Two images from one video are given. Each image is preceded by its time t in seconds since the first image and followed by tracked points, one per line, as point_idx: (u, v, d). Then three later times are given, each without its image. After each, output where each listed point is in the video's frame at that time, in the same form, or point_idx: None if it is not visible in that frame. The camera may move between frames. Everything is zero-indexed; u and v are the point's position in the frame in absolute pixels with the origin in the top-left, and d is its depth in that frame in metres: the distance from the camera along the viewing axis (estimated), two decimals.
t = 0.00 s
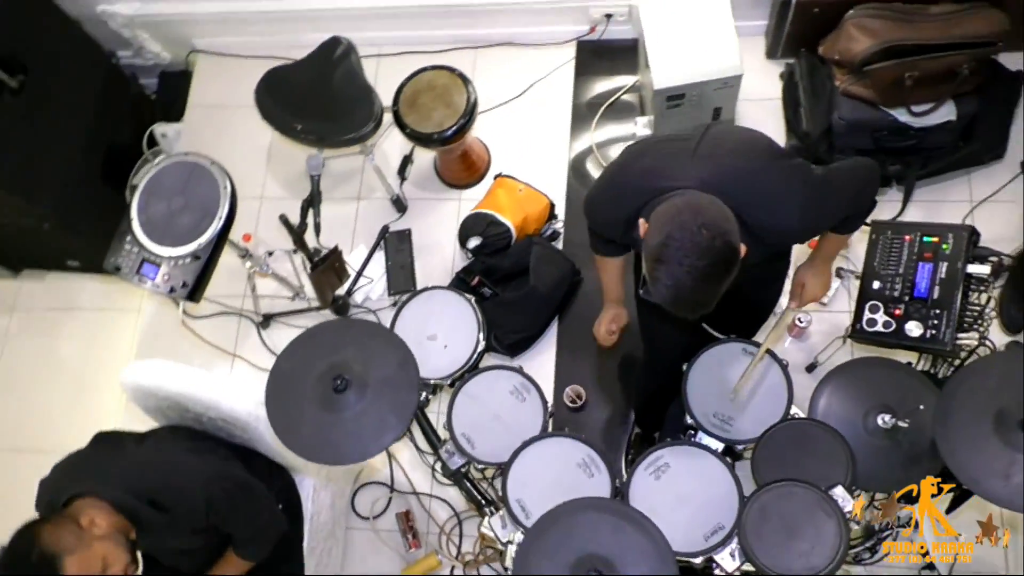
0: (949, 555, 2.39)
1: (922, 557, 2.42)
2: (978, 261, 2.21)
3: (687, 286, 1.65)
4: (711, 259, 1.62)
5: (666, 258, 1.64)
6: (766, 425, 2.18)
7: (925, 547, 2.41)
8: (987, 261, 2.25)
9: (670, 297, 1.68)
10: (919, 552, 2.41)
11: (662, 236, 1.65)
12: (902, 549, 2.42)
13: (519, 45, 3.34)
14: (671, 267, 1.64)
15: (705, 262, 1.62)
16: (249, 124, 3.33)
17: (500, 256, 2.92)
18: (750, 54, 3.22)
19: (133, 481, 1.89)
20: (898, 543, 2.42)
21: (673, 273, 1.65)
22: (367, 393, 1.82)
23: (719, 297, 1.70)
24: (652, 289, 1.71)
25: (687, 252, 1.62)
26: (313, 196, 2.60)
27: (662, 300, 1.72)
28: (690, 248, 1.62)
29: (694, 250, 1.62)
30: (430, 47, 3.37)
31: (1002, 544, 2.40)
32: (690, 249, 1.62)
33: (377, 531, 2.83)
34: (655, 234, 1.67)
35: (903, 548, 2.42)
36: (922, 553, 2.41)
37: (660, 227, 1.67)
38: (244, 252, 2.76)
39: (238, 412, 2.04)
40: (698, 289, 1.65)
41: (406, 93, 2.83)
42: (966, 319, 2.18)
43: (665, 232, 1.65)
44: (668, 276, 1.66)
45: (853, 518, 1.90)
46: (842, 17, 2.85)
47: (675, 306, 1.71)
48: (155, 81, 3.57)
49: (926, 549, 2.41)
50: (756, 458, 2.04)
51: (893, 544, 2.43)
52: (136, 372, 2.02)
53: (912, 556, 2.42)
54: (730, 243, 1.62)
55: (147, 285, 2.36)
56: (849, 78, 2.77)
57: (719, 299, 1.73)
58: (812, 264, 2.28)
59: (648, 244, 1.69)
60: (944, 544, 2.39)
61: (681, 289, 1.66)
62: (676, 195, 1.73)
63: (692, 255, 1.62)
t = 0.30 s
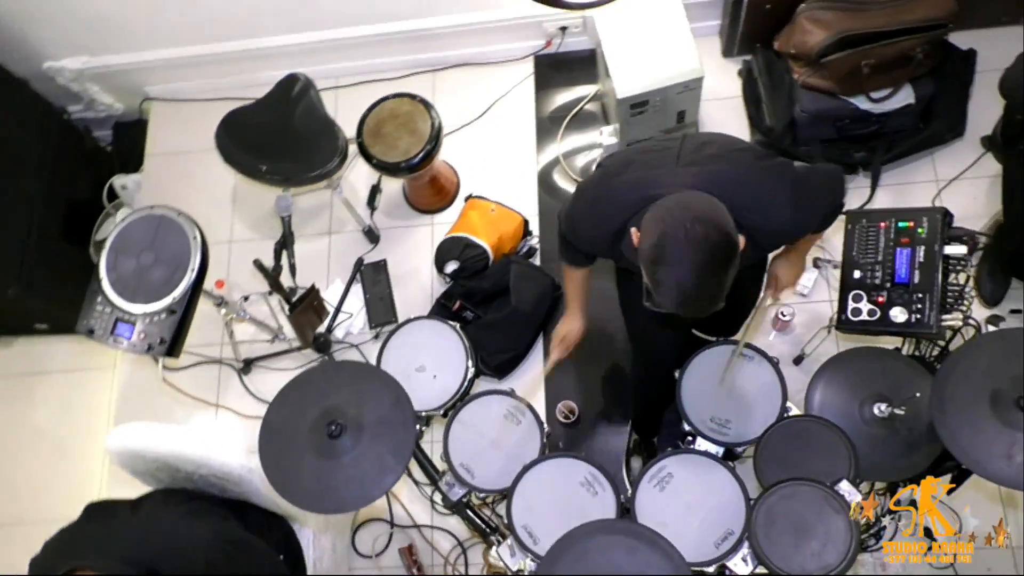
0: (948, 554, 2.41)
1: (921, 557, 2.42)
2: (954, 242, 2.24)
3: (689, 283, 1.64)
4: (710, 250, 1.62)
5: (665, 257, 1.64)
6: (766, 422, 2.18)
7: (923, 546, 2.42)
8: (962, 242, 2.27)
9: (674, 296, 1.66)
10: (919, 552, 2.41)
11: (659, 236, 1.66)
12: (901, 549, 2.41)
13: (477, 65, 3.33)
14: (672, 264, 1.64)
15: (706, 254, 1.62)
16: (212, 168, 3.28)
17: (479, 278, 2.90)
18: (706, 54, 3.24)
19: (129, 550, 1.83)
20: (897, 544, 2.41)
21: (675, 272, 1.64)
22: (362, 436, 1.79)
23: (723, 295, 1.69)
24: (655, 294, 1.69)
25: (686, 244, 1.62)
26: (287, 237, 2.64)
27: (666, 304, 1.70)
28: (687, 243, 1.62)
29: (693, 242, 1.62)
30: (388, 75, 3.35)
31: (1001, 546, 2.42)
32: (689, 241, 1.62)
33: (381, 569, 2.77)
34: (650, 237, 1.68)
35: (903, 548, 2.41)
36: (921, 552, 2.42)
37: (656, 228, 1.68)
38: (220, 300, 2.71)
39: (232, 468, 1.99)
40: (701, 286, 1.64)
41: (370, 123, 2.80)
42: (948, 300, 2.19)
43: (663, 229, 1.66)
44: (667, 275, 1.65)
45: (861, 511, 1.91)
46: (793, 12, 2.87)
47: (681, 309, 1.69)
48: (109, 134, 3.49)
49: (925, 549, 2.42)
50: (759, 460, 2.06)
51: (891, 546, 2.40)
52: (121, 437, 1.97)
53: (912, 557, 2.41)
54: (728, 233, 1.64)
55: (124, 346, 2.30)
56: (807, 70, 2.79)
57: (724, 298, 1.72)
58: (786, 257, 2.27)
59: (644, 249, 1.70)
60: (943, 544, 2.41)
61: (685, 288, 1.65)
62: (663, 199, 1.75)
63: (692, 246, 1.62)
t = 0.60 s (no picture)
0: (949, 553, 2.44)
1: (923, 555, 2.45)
2: (921, 219, 2.26)
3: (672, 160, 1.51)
4: (662, 124, 1.52)
5: (631, 159, 1.54)
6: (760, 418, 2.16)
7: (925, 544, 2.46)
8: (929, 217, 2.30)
9: (677, 185, 1.51)
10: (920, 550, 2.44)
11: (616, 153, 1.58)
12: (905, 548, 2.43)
13: (428, 90, 3.31)
14: (641, 157, 1.53)
15: (660, 128, 1.52)
16: (170, 221, 3.21)
17: (455, 302, 2.86)
18: (654, 55, 3.25)
19: None
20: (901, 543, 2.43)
21: (672, 173, 1.51)
22: (359, 483, 1.74)
23: (720, 161, 1.54)
24: (671, 200, 1.53)
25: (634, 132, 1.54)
26: (256, 284, 2.71)
27: (679, 202, 1.54)
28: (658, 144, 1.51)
29: (644, 128, 1.53)
30: (339, 108, 3.31)
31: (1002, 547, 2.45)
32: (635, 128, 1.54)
33: None
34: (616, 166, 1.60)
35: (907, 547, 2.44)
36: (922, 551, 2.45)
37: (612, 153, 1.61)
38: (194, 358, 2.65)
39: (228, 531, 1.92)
40: (686, 153, 1.51)
41: (327, 161, 2.76)
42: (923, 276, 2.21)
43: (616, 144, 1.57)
44: (649, 171, 1.52)
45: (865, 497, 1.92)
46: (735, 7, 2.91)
47: (699, 193, 1.52)
48: (58, 197, 3.40)
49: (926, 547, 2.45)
50: (760, 460, 2.07)
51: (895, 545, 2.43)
52: (114, 510, 1.90)
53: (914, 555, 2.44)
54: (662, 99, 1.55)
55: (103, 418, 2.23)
56: (755, 62, 2.81)
57: (726, 166, 1.56)
58: (764, 246, 2.21)
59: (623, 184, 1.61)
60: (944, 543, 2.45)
61: (685, 170, 1.51)
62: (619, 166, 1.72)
63: (640, 131, 1.53)
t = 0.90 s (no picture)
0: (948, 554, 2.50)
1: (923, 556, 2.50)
2: (886, 197, 2.28)
3: (637, 139, 1.53)
4: (618, 113, 1.56)
5: (598, 151, 1.57)
6: (749, 410, 2.15)
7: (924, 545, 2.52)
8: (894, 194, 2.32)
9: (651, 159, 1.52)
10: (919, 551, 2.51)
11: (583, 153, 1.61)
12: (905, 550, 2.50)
13: (384, 113, 3.28)
14: (608, 145, 1.55)
15: (623, 116, 1.55)
16: (132, 271, 3.14)
17: (432, 324, 2.84)
18: (606, 59, 3.25)
19: None
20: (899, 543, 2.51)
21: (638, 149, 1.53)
22: (356, 520, 1.69)
23: (684, 130, 1.56)
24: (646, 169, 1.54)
25: (593, 128, 1.57)
26: (229, 328, 2.66)
27: (657, 176, 1.55)
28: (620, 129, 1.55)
29: (605, 121, 1.56)
30: (295, 140, 3.27)
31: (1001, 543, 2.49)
32: (594, 124, 1.57)
33: None
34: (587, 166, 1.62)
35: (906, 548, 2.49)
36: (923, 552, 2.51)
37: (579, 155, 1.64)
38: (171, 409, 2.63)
39: None
40: (649, 132, 1.53)
41: (289, 195, 2.71)
42: (893, 254, 2.23)
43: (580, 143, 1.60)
44: (619, 155, 1.54)
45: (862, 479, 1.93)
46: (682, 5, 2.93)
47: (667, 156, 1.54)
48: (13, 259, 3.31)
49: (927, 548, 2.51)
50: (755, 452, 2.08)
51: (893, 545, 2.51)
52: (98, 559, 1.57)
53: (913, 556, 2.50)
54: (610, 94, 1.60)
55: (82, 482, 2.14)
56: (707, 57, 2.83)
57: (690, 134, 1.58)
58: (728, 243, 2.22)
59: (597, 180, 1.62)
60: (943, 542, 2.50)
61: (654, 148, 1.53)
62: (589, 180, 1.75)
63: (598, 125, 1.56)
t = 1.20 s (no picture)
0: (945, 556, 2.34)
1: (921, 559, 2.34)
2: (845, 169, 2.31)
3: (595, 122, 1.49)
4: (589, 89, 1.52)
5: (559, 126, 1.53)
6: (736, 394, 2.16)
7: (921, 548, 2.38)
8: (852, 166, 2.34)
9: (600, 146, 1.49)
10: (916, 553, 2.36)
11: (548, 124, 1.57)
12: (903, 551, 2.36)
13: (337, 138, 3.25)
14: (567, 121, 1.52)
15: (584, 102, 1.51)
16: (98, 325, 3.07)
17: (410, 344, 2.81)
18: (554, 60, 3.25)
19: None
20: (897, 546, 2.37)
21: (598, 148, 1.49)
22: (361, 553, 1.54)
23: (647, 122, 1.52)
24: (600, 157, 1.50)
25: (563, 99, 1.53)
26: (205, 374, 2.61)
27: (608, 162, 1.51)
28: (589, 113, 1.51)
29: (565, 112, 1.53)
30: (250, 175, 3.23)
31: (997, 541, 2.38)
32: (563, 95, 1.53)
33: None
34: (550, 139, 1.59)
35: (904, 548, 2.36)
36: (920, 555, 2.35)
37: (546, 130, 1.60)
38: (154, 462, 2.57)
39: None
40: (615, 113, 1.50)
41: (251, 229, 2.67)
42: (858, 224, 2.25)
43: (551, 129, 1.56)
44: (577, 136, 1.51)
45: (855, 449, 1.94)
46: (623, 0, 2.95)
47: (625, 149, 1.49)
48: None
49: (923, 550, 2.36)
50: (747, 433, 2.08)
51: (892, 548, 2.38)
52: None
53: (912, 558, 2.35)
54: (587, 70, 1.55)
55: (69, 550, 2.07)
56: (653, 49, 2.85)
57: (653, 129, 1.53)
58: (700, 226, 2.21)
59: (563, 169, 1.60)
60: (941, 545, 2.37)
61: (615, 139, 1.49)
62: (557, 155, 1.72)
63: (568, 97, 1.52)
